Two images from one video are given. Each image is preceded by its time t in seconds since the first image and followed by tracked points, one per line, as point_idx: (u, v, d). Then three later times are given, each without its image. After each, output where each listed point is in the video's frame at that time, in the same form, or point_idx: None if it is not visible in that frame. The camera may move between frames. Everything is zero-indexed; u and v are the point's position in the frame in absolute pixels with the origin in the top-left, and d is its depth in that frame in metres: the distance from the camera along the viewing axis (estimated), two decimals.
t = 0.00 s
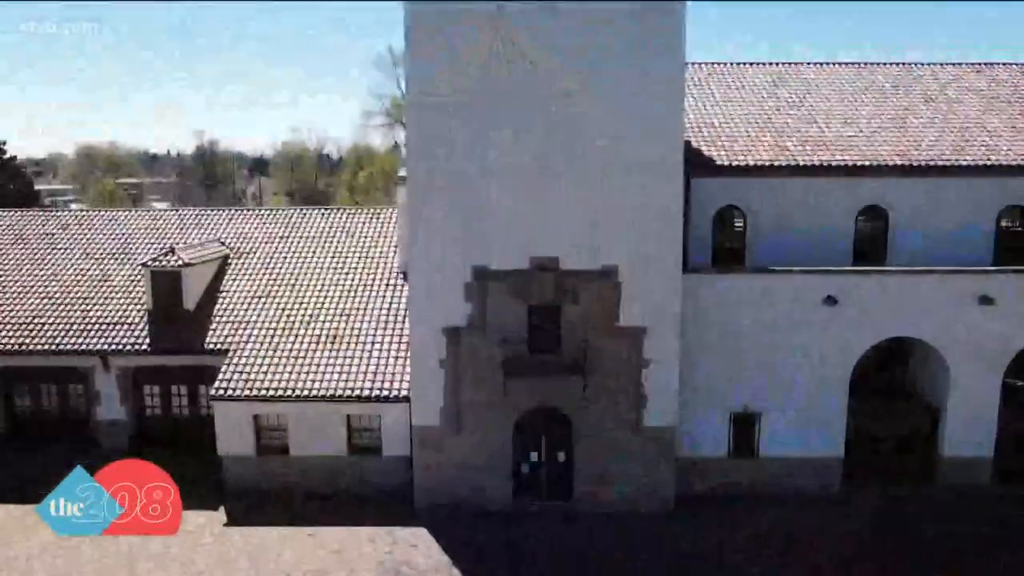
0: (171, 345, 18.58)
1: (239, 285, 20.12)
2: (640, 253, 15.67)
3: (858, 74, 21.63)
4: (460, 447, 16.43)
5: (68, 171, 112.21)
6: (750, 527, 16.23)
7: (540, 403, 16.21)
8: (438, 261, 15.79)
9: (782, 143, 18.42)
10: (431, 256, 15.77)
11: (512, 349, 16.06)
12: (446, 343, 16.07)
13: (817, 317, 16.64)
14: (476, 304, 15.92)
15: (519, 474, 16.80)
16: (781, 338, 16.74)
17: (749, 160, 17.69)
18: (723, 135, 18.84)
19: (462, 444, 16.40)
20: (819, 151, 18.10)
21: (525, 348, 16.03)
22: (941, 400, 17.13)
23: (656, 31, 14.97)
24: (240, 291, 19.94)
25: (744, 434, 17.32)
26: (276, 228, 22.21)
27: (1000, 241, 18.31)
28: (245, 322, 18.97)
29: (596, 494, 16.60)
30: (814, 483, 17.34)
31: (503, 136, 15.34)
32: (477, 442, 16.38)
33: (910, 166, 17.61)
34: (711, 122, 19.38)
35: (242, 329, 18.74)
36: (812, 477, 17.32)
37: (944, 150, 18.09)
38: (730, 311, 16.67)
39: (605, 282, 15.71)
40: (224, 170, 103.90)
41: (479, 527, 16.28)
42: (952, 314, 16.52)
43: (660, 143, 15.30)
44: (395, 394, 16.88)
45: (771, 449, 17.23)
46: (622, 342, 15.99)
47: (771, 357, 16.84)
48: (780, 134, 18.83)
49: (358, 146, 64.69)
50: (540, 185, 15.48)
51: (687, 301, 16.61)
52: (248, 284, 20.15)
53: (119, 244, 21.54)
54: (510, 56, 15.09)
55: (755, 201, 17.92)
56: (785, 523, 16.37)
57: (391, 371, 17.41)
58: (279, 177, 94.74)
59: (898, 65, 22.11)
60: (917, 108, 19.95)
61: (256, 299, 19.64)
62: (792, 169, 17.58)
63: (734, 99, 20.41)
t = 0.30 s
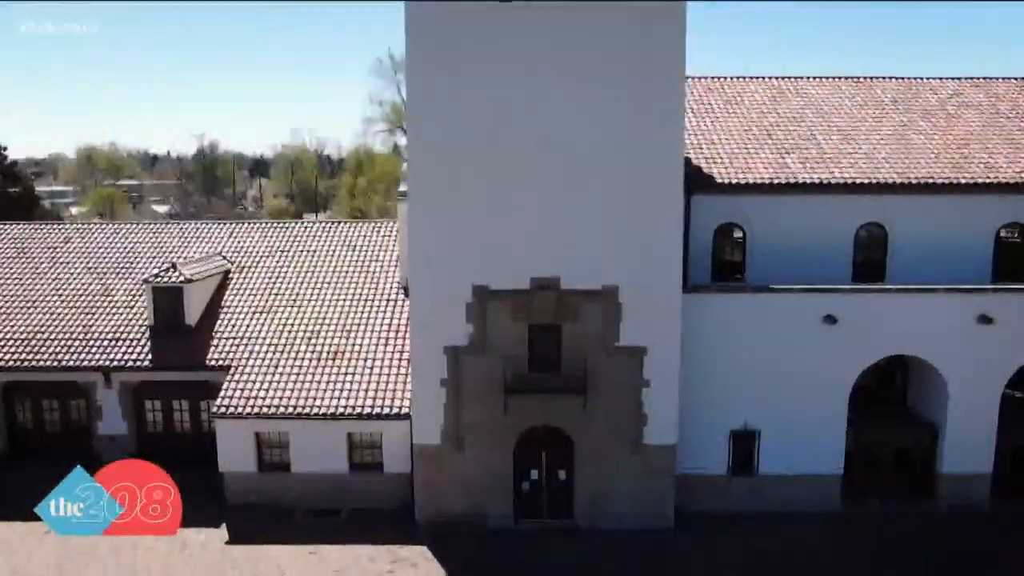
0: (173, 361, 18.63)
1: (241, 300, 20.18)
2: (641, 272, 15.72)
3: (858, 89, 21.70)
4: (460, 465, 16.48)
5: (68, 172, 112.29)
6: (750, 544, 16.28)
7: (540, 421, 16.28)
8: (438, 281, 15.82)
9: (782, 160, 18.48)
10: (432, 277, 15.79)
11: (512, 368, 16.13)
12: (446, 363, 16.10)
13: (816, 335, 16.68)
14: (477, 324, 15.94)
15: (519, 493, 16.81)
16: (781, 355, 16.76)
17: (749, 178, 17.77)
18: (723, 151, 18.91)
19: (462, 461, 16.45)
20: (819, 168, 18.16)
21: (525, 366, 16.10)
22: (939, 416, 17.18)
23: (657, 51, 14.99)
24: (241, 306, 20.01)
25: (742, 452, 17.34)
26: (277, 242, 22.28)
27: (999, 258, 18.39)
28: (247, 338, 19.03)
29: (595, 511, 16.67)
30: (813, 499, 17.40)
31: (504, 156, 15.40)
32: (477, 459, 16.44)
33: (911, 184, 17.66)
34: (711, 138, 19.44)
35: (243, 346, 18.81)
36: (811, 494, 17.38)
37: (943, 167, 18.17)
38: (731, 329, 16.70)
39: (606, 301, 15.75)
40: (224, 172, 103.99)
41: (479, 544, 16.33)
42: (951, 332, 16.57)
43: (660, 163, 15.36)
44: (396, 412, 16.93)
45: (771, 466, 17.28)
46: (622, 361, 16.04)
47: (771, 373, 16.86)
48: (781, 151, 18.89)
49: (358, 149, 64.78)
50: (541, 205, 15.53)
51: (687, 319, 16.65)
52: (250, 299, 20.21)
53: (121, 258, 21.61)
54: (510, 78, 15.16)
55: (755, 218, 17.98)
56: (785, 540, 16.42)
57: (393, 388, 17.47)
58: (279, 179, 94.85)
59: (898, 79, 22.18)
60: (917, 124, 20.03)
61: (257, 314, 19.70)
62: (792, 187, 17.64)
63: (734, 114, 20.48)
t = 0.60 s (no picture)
0: (175, 377, 18.72)
1: (242, 315, 20.27)
2: (641, 291, 15.79)
3: (857, 103, 21.77)
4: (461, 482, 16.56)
5: (67, 174, 112.36)
6: (750, 561, 16.36)
7: (541, 439, 16.35)
8: (439, 299, 15.91)
9: (782, 177, 18.55)
10: (433, 295, 15.88)
11: (512, 387, 16.20)
12: (447, 381, 16.19)
13: (816, 354, 16.75)
14: (478, 342, 16.02)
15: (520, 510, 16.92)
16: (780, 371, 16.82)
17: (749, 195, 17.83)
18: (723, 167, 18.97)
19: (463, 479, 16.54)
20: (819, 186, 18.23)
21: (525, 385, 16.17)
22: (939, 433, 17.25)
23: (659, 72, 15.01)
24: (243, 321, 20.09)
25: (742, 468, 17.40)
26: (278, 255, 22.36)
27: (999, 275, 18.41)
28: (249, 354, 19.10)
29: (596, 529, 16.75)
30: (812, 516, 17.48)
31: (504, 176, 15.45)
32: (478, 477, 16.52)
33: (910, 201, 17.72)
34: (711, 154, 19.51)
35: (246, 362, 18.88)
36: (810, 510, 17.45)
37: (942, 184, 18.24)
38: (731, 347, 16.76)
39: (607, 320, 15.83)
40: (224, 174, 104.07)
41: (480, 562, 16.40)
42: (950, 351, 16.65)
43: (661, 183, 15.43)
44: (396, 430, 17.00)
45: (772, 484, 17.37)
46: (622, 380, 16.10)
47: (771, 390, 16.92)
48: (781, 167, 18.96)
49: (359, 151, 64.87)
50: (542, 225, 15.60)
51: (686, 337, 16.71)
52: (252, 313, 20.30)
53: (123, 272, 21.67)
54: (511, 88, 15.14)
55: (755, 235, 18.05)
56: (784, 557, 16.50)
57: (395, 405, 17.55)
58: (278, 181, 94.95)
59: (899, 93, 22.25)
60: (916, 140, 20.10)
61: (259, 330, 19.78)
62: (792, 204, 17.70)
63: (734, 129, 20.54)
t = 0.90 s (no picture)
0: (177, 395, 18.76)
1: (244, 330, 20.32)
2: (642, 311, 15.87)
3: (857, 118, 21.84)
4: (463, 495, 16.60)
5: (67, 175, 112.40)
6: None
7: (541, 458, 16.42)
8: (439, 304, 15.94)
9: (782, 194, 18.60)
10: (433, 301, 15.91)
11: (513, 407, 16.24)
12: (447, 401, 16.26)
13: (815, 372, 16.81)
14: (478, 349, 16.05)
15: (520, 526, 17.02)
16: (780, 389, 16.89)
17: (748, 213, 17.88)
18: (723, 184, 19.02)
19: (463, 495, 16.60)
20: (818, 203, 18.27)
21: (526, 405, 16.21)
22: (938, 451, 17.30)
23: (659, 78, 15.01)
24: (244, 336, 20.15)
25: (741, 486, 17.47)
26: (280, 269, 22.40)
27: (999, 292, 18.47)
28: (251, 370, 19.17)
29: (596, 547, 16.81)
30: (811, 532, 17.54)
31: (504, 183, 15.47)
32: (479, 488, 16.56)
33: (909, 219, 17.76)
34: (712, 170, 19.56)
35: (247, 379, 18.94)
36: (810, 527, 17.52)
37: (941, 202, 18.29)
38: (731, 366, 16.82)
39: (606, 340, 15.90)
40: (224, 175, 104.12)
41: None
42: (949, 369, 16.71)
43: (661, 191, 15.43)
44: (397, 448, 17.06)
45: (772, 502, 17.43)
46: (622, 399, 16.16)
47: (770, 408, 16.99)
48: (781, 184, 19.00)
49: (358, 156, 64.99)
50: (542, 232, 15.62)
51: (686, 355, 16.77)
52: (253, 329, 20.35)
53: (124, 286, 21.74)
54: (511, 88, 15.13)
55: (755, 253, 18.11)
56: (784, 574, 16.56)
57: (395, 423, 17.60)
58: (277, 183, 94.93)
59: (895, 107, 22.36)
60: (916, 156, 20.16)
61: (260, 346, 19.84)
62: (792, 223, 17.76)
63: (735, 144, 20.60)
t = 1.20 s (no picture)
0: (179, 411, 18.82)
1: (245, 345, 20.40)
2: (642, 330, 15.96)
3: (856, 132, 21.93)
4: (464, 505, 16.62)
5: (67, 179, 112.50)
6: None
7: (542, 476, 16.49)
8: (439, 303, 15.97)
9: (781, 211, 18.67)
10: (433, 301, 15.95)
11: (513, 426, 16.30)
12: (449, 420, 16.35)
13: (815, 391, 16.89)
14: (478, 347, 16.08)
15: (520, 545, 17.00)
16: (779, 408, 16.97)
17: (748, 231, 17.95)
18: (722, 200, 19.10)
19: (464, 509, 16.65)
20: (818, 221, 18.33)
21: (526, 424, 16.28)
22: (937, 469, 17.36)
23: (659, 79, 15.06)
24: (247, 351, 20.23)
25: (741, 503, 17.55)
26: (281, 282, 22.48)
27: (997, 310, 18.52)
28: (251, 387, 19.20)
29: (596, 565, 16.89)
30: (811, 550, 17.61)
31: (505, 182, 15.51)
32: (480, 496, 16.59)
33: (907, 238, 17.82)
34: (711, 186, 19.64)
35: (248, 395, 19.00)
36: (810, 544, 17.59)
37: (940, 220, 18.36)
38: (730, 385, 16.89)
39: (606, 360, 15.97)
40: (224, 178, 104.19)
41: None
42: (947, 388, 16.79)
43: (661, 190, 15.45)
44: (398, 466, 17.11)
45: (770, 520, 17.51)
46: (622, 417, 16.25)
47: (770, 428, 17.06)
48: (780, 201, 19.08)
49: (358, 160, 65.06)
50: (542, 231, 15.65)
51: (686, 374, 16.85)
52: (255, 344, 20.43)
53: (126, 301, 21.81)
54: (511, 87, 15.19)
55: (754, 271, 18.20)
56: None
57: (396, 440, 17.68)
58: (276, 185, 95.04)
59: (895, 121, 22.44)
60: (914, 172, 20.25)
61: (262, 361, 19.91)
62: (791, 241, 17.83)
63: (734, 160, 20.68)
